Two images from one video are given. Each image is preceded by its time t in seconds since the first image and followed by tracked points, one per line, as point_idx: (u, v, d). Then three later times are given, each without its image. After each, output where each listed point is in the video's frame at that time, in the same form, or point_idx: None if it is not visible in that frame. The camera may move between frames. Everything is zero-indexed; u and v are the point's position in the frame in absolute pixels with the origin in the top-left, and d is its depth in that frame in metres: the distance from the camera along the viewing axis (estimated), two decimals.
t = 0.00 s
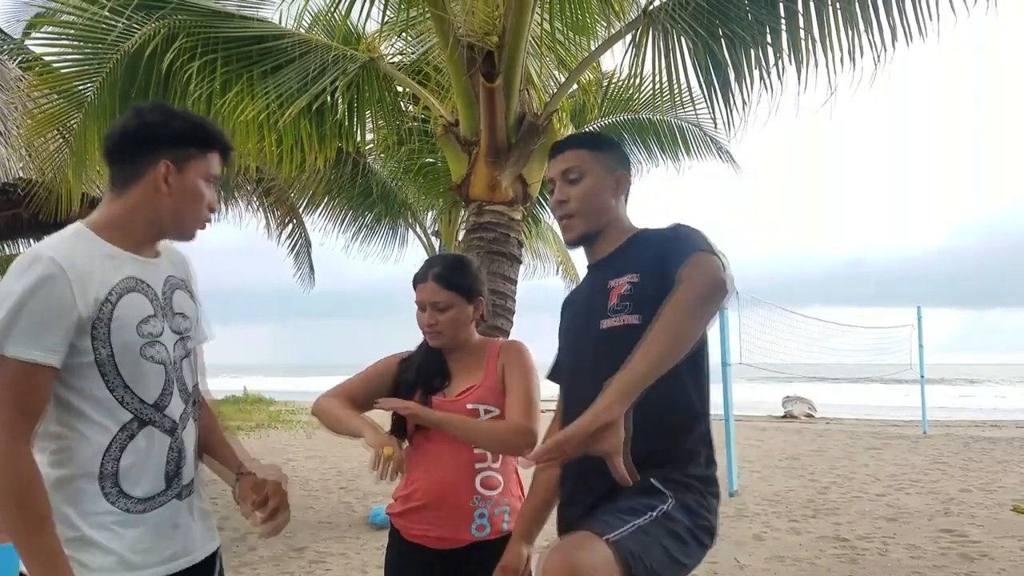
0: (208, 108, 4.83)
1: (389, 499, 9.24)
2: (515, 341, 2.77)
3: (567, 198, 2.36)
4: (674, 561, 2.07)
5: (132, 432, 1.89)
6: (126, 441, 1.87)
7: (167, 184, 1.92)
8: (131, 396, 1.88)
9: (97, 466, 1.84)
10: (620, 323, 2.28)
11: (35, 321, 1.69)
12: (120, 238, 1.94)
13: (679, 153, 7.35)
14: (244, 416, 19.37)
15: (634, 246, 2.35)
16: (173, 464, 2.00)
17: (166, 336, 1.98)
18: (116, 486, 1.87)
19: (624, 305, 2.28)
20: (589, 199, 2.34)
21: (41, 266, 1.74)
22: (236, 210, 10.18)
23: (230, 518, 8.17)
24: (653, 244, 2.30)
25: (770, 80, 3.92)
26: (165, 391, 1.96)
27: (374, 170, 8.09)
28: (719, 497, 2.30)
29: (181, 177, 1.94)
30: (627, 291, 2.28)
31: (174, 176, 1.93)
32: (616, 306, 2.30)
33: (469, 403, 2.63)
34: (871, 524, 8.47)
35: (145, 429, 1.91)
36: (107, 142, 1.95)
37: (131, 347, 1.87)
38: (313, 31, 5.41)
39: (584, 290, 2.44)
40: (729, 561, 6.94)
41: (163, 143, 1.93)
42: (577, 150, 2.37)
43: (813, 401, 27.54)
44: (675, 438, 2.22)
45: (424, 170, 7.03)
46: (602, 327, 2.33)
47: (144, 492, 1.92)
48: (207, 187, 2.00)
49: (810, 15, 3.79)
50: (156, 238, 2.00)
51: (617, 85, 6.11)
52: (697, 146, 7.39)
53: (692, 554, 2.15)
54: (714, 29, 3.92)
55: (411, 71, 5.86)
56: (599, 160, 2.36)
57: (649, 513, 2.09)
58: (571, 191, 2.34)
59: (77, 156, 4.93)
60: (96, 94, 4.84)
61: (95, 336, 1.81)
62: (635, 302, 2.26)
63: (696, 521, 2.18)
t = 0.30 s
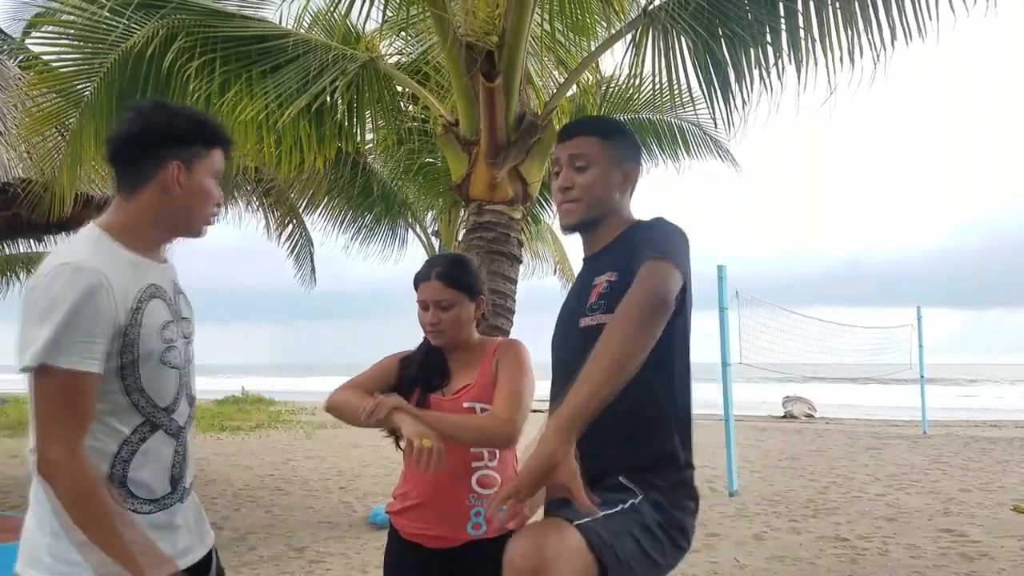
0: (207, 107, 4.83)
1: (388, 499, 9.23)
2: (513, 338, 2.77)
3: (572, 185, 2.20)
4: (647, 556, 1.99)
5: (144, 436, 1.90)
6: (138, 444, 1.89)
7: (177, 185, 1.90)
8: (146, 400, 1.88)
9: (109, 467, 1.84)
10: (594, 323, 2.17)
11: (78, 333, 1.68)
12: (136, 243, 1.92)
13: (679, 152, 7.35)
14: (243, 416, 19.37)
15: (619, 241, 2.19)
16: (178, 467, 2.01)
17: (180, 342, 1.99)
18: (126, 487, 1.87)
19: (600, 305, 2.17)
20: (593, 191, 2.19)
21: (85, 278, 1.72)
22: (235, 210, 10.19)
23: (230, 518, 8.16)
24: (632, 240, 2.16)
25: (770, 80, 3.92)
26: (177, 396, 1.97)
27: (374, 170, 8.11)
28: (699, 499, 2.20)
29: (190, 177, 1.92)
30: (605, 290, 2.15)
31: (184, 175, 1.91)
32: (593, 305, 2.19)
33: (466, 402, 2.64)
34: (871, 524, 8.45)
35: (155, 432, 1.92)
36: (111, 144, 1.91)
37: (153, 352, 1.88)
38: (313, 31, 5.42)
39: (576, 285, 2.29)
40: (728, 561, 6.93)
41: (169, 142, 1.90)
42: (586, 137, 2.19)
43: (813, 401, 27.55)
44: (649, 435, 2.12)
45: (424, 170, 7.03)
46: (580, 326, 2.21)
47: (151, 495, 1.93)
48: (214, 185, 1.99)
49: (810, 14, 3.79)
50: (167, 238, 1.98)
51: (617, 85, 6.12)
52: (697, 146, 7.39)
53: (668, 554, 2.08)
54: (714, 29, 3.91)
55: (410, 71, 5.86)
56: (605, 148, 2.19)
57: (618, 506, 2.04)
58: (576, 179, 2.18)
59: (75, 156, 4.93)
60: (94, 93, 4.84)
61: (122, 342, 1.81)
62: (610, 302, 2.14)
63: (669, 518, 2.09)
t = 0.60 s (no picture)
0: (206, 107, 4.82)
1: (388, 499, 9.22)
2: (511, 339, 2.74)
3: (576, 182, 2.17)
4: (626, 560, 1.90)
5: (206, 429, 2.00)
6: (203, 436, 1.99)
7: (217, 196, 2.00)
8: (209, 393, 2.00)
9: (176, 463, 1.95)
10: (594, 329, 2.11)
11: (166, 327, 1.83)
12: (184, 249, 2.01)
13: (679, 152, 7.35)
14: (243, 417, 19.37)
15: (625, 244, 2.15)
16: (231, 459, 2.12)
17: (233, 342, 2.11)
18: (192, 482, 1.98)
19: (602, 310, 2.10)
20: (599, 190, 2.16)
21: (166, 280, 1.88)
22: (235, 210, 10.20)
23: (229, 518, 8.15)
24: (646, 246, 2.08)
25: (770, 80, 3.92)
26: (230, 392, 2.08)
27: (374, 170, 8.11)
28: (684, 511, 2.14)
29: (230, 188, 2.01)
30: (608, 295, 2.10)
31: (223, 187, 2.00)
32: (595, 310, 2.13)
33: (461, 402, 2.62)
34: (871, 524, 8.44)
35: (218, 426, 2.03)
36: (160, 157, 2.03)
37: (214, 352, 2.00)
38: (313, 30, 5.42)
39: (577, 286, 2.25)
40: (728, 561, 6.92)
41: (209, 156, 2.00)
42: (592, 134, 2.16)
43: (813, 401, 27.55)
44: (636, 443, 2.05)
45: (424, 170, 7.04)
46: (580, 330, 2.15)
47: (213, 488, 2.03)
48: (254, 195, 2.07)
49: (810, 14, 3.79)
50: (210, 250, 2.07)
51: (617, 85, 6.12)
52: (697, 145, 7.40)
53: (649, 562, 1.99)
54: (714, 28, 3.90)
55: (410, 70, 5.87)
56: (614, 149, 2.15)
57: (598, 509, 1.98)
58: (580, 176, 2.16)
59: (73, 156, 4.91)
60: (94, 93, 4.84)
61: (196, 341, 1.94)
62: (611, 308, 2.08)
63: (651, 529, 2.02)
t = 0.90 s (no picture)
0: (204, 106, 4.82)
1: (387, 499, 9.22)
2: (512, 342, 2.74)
3: (576, 187, 2.15)
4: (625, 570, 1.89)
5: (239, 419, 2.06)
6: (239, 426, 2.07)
7: (236, 199, 2.07)
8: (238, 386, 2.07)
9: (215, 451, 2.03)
10: (600, 337, 2.05)
11: (196, 334, 1.93)
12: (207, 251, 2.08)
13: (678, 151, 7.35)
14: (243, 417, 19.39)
15: (633, 250, 2.10)
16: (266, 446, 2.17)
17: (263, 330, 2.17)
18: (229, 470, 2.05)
19: (609, 318, 2.04)
20: (602, 194, 2.13)
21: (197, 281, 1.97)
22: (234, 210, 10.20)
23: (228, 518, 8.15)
24: (654, 253, 2.03)
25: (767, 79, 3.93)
26: (261, 384, 2.14)
27: (373, 170, 8.11)
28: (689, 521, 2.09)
29: (249, 192, 2.08)
30: (615, 303, 2.04)
31: (242, 190, 2.07)
32: (601, 317, 2.06)
33: (460, 403, 2.63)
34: (870, 524, 8.44)
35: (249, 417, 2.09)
36: (184, 162, 2.11)
37: (244, 346, 2.08)
38: (312, 30, 5.43)
39: (580, 290, 2.19)
40: (728, 561, 6.92)
41: (228, 161, 2.07)
42: (593, 138, 2.14)
43: (812, 401, 27.55)
44: (644, 453, 1.99)
45: (422, 169, 7.04)
46: (584, 336, 2.09)
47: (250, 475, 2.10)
48: (274, 198, 2.13)
49: (807, 13, 3.79)
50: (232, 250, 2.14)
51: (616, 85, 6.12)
52: (697, 144, 7.40)
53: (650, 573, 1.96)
54: (712, 28, 3.91)
55: (408, 70, 5.87)
56: (616, 153, 2.13)
57: (601, 519, 1.94)
58: (581, 181, 2.14)
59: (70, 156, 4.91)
60: (93, 93, 4.84)
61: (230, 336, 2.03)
62: (620, 316, 2.02)
63: (654, 540, 1.98)
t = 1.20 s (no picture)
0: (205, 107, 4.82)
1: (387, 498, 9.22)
2: (515, 346, 2.75)
3: (577, 189, 2.15)
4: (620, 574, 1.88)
5: (262, 418, 2.07)
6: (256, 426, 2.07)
7: (256, 199, 2.08)
8: (260, 385, 2.07)
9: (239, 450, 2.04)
10: (603, 343, 2.03)
11: (193, 314, 1.91)
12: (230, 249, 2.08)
13: (678, 151, 7.35)
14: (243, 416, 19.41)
15: (638, 255, 2.10)
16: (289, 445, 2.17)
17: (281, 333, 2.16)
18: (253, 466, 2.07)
19: (613, 324, 2.03)
20: (603, 196, 2.13)
21: (202, 274, 1.97)
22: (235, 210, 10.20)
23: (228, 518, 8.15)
24: (661, 261, 2.02)
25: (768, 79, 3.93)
26: (282, 381, 2.14)
27: (373, 170, 8.11)
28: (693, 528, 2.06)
29: (269, 191, 2.08)
30: (620, 309, 2.03)
31: (261, 188, 2.08)
32: (605, 322, 2.05)
33: (462, 404, 2.61)
34: (870, 524, 8.44)
35: (271, 415, 2.10)
36: (205, 165, 2.12)
37: (261, 345, 2.07)
38: (312, 30, 5.43)
39: (586, 294, 2.18)
40: (727, 561, 6.92)
41: (248, 162, 2.08)
42: (594, 140, 2.14)
43: (812, 401, 27.56)
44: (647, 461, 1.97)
45: (422, 170, 7.05)
46: (588, 341, 2.08)
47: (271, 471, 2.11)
48: (293, 199, 2.14)
49: (807, 13, 3.79)
50: (254, 250, 2.14)
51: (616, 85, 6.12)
52: (697, 144, 7.40)
53: None
54: (712, 28, 3.91)
55: (407, 70, 5.87)
56: (617, 154, 2.13)
57: (594, 522, 1.94)
58: (581, 184, 2.13)
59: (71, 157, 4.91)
60: (94, 93, 4.85)
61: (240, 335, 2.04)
62: (624, 322, 2.01)
63: (654, 547, 1.95)
